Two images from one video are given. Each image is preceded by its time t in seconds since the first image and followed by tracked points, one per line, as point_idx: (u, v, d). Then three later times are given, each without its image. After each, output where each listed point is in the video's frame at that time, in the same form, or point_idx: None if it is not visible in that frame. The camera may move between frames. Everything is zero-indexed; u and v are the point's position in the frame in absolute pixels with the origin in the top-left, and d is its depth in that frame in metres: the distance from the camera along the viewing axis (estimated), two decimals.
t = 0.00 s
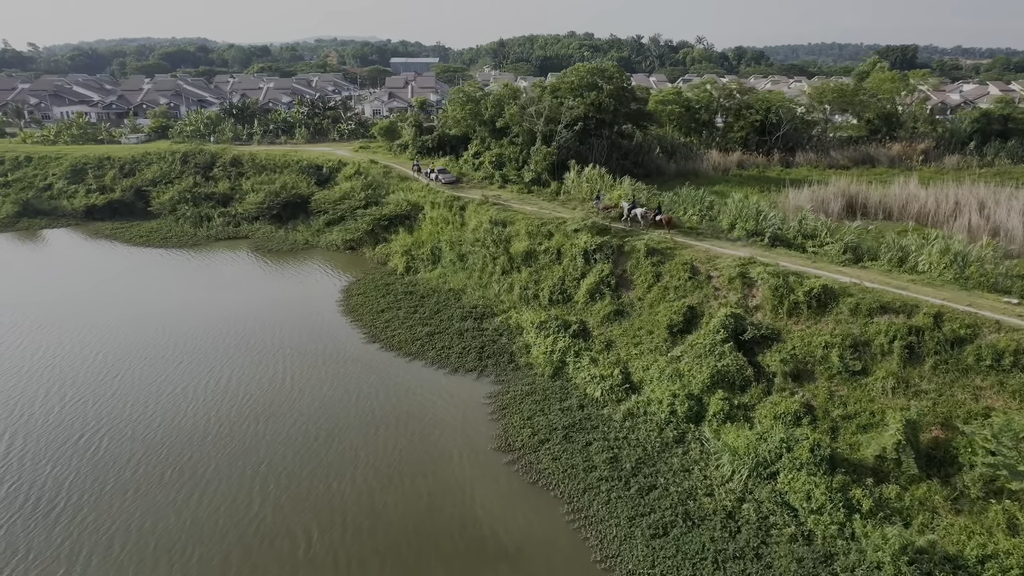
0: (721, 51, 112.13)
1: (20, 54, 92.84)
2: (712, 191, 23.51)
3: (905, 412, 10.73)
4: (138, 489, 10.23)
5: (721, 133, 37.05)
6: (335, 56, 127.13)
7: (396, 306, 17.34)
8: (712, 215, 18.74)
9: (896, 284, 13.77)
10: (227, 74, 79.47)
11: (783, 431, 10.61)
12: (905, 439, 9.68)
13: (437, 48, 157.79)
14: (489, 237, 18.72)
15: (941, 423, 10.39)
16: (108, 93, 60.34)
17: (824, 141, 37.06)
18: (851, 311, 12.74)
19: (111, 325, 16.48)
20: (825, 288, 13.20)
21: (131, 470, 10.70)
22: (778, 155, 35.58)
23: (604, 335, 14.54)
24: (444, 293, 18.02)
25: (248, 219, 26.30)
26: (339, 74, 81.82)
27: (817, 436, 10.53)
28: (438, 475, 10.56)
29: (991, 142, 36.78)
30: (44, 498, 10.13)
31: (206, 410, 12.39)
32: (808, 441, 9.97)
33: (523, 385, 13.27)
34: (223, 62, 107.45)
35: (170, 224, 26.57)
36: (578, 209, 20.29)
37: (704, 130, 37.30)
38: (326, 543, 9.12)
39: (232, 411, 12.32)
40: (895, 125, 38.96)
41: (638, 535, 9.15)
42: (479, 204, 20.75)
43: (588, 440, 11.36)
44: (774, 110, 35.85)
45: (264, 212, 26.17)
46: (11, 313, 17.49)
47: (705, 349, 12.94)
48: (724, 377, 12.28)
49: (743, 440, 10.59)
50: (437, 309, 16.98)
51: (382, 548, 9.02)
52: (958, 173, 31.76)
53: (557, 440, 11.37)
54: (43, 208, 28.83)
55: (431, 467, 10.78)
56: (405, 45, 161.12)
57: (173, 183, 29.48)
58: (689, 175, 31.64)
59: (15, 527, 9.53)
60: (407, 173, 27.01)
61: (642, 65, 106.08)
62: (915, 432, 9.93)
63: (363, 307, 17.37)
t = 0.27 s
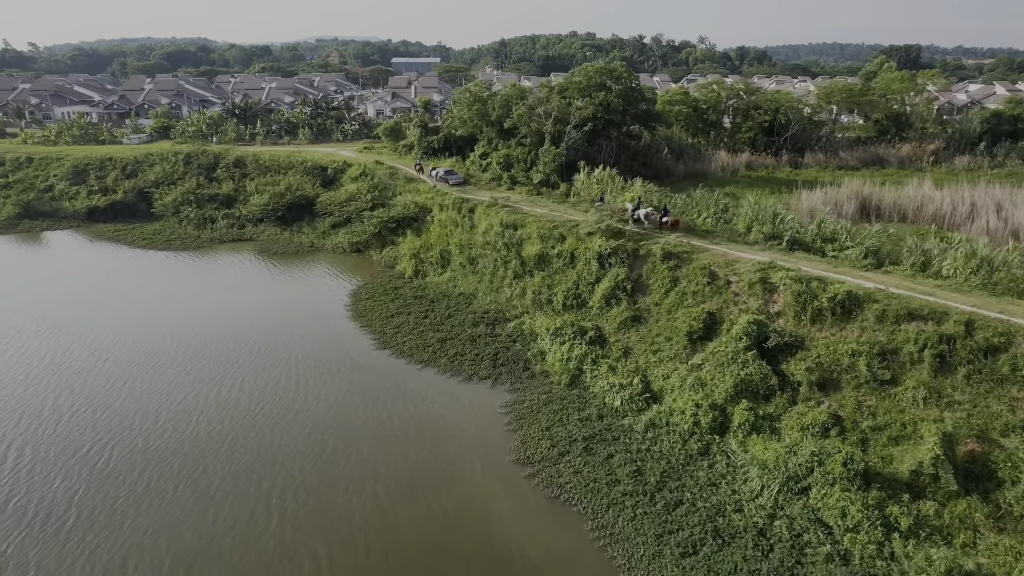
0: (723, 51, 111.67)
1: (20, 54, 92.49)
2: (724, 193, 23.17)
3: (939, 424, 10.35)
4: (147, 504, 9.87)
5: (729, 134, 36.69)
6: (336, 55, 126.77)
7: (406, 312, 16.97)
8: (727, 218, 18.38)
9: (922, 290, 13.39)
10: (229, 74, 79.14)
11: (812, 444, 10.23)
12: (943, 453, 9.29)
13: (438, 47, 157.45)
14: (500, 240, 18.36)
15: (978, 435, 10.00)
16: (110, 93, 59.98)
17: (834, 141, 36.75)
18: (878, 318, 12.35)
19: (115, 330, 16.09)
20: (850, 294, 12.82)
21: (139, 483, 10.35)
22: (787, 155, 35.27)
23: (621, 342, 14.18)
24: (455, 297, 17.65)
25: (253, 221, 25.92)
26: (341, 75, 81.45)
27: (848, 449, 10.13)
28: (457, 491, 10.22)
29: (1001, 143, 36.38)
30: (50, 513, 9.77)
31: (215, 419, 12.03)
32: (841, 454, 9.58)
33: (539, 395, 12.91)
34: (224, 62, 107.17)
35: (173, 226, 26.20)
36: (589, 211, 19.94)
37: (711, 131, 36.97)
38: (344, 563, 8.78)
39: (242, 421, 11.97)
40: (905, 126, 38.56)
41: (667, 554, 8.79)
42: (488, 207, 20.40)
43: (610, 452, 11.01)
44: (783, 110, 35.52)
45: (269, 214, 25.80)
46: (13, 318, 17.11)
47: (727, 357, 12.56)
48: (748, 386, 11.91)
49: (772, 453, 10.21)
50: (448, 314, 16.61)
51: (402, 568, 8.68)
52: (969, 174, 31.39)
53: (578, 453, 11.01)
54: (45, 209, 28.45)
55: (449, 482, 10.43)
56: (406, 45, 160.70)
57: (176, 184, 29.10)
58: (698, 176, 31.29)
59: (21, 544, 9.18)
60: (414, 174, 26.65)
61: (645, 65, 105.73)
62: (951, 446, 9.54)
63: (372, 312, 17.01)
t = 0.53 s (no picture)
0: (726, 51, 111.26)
1: (21, 54, 92.21)
2: (737, 195, 22.83)
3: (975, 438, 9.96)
4: (158, 520, 9.52)
5: (737, 135, 36.33)
6: (337, 55, 126.40)
7: (416, 316, 16.60)
8: (743, 221, 18.03)
9: (950, 296, 13.01)
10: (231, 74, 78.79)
11: (845, 457, 9.82)
12: (985, 469, 8.90)
13: (438, 47, 157.24)
14: (512, 244, 18.01)
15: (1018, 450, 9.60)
16: (112, 92, 59.68)
17: (842, 142, 36.42)
18: (906, 325, 11.97)
19: (122, 336, 15.73)
20: (876, 301, 12.45)
21: (149, 498, 9.98)
22: (795, 156, 34.94)
23: (639, 349, 13.84)
24: (466, 302, 17.29)
25: (257, 223, 25.54)
26: (342, 75, 81.10)
27: (883, 462, 9.74)
28: (477, 506, 9.87)
29: (1012, 143, 36.00)
30: (58, 530, 9.40)
31: (225, 429, 11.68)
32: (877, 469, 9.18)
33: (557, 404, 12.55)
34: (225, 61, 106.95)
35: (176, 228, 25.82)
36: (602, 214, 19.61)
37: (719, 132, 36.65)
38: None
39: (254, 431, 11.61)
40: (914, 126, 38.20)
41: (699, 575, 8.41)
42: (498, 209, 20.05)
43: (633, 465, 10.65)
44: (791, 112, 35.23)
45: (274, 216, 25.41)
46: (15, 322, 16.72)
47: (751, 366, 12.20)
48: (774, 396, 11.54)
49: (803, 467, 9.84)
50: (460, 320, 16.24)
51: None
52: (982, 175, 31.02)
53: (600, 465, 10.65)
54: (46, 211, 28.08)
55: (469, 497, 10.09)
56: (408, 44, 160.47)
57: (179, 185, 28.73)
58: (706, 178, 30.93)
59: (28, 564, 8.81)
60: (421, 175, 26.29)
61: (648, 65, 105.32)
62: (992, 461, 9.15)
63: (382, 317, 16.64)
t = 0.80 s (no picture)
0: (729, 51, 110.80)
1: (21, 54, 91.91)
2: (750, 197, 22.47)
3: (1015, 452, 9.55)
4: (169, 537, 9.16)
5: (745, 135, 35.95)
6: (339, 55, 126.02)
7: (428, 322, 16.26)
8: (760, 224, 17.66)
9: (979, 303, 12.62)
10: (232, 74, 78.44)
11: (880, 472, 9.41)
12: None
13: (440, 47, 156.86)
14: (524, 247, 17.67)
15: None
16: (113, 92, 59.40)
17: (852, 143, 36.06)
18: (936, 332, 11.55)
19: (128, 341, 15.38)
20: (904, 307, 12.07)
21: (159, 513, 9.63)
22: (805, 157, 34.59)
23: (658, 357, 13.49)
24: (478, 307, 16.95)
25: (262, 225, 25.17)
26: (345, 75, 80.73)
27: (920, 477, 9.32)
28: (499, 522, 9.52)
29: None
30: (65, 548, 9.05)
31: (235, 440, 11.32)
32: (916, 485, 8.79)
33: (576, 414, 12.21)
34: (226, 61, 106.65)
35: (180, 230, 25.47)
36: (615, 216, 19.26)
37: (728, 133, 36.31)
38: None
39: (267, 442, 11.27)
40: (924, 127, 37.81)
41: None
42: (509, 211, 19.70)
43: (659, 479, 10.33)
44: (799, 113, 34.93)
45: (279, 218, 25.03)
46: (19, 327, 16.36)
47: (776, 375, 11.85)
48: (801, 407, 11.17)
49: (836, 482, 9.47)
50: (472, 325, 15.89)
51: None
52: (995, 176, 30.63)
53: (625, 479, 10.34)
54: (47, 212, 27.73)
55: (490, 512, 9.74)
56: (409, 44, 160.09)
57: (182, 186, 28.38)
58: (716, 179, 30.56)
59: None
60: (428, 176, 25.93)
61: (651, 65, 104.89)
62: None
63: (392, 323, 16.29)
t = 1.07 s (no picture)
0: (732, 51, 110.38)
1: (22, 53, 91.59)
2: (763, 199, 22.14)
3: None
4: (182, 555, 8.81)
5: (754, 135, 35.58)
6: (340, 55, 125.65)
7: (441, 327, 15.92)
8: (777, 226, 17.31)
9: (1010, 309, 12.26)
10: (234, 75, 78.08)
11: (919, 487, 9.07)
12: None
13: (441, 47, 156.47)
14: (537, 251, 17.33)
15: None
16: (115, 92, 59.08)
17: (861, 144, 35.72)
18: (969, 341, 11.22)
19: (136, 346, 15.02)
20: (935, 314, 11.72)
21: (171, 529, 9.29)
22: (814, 158, 34.25)
23: (679, 364, 13.17)
24: (491, 311, 16.60)
25: (267, 227, 24.80)
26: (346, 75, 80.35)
27: (961, 493, 8.96)
28: (523, 539, 9.19)
29: None
30: (74, 567, 8.70)
31: (247, 451, 10.98)
32: (958, 502, 8.43)
33: (596, 424, 11.91)
34: (227, 61, 106.30)
35: (184, 232, 25.11)
36: (628, 219, 18.92)
37: (736, 133, 35.95)
38: None
39: (280, 454, 10.93)
40: (934, 127, 37.47)
41: None
42: (520, 214, 19.37)
43: (686, 493, 9.99)
44: (809, 113, 34.57)
45: (285, 219, 24.64)
46: (23, 332, 15.99)
47: (802, 384, 11.49)
48: (830, 417, 10.80)
49: (871, 498, 9.14)
50: (485, 331, 15.53)
51: None
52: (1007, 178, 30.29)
53: (651, 494, 9.99)
54: (49, 214, 27.36)
55: (513, 528, 9.41)
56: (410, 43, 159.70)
57: (186, 187, 28.02)
58: (725, 180, 30.21)
59: None
60: (435, 178, 25.58)
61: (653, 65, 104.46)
62: None
63: (403, 328, 15.95)
